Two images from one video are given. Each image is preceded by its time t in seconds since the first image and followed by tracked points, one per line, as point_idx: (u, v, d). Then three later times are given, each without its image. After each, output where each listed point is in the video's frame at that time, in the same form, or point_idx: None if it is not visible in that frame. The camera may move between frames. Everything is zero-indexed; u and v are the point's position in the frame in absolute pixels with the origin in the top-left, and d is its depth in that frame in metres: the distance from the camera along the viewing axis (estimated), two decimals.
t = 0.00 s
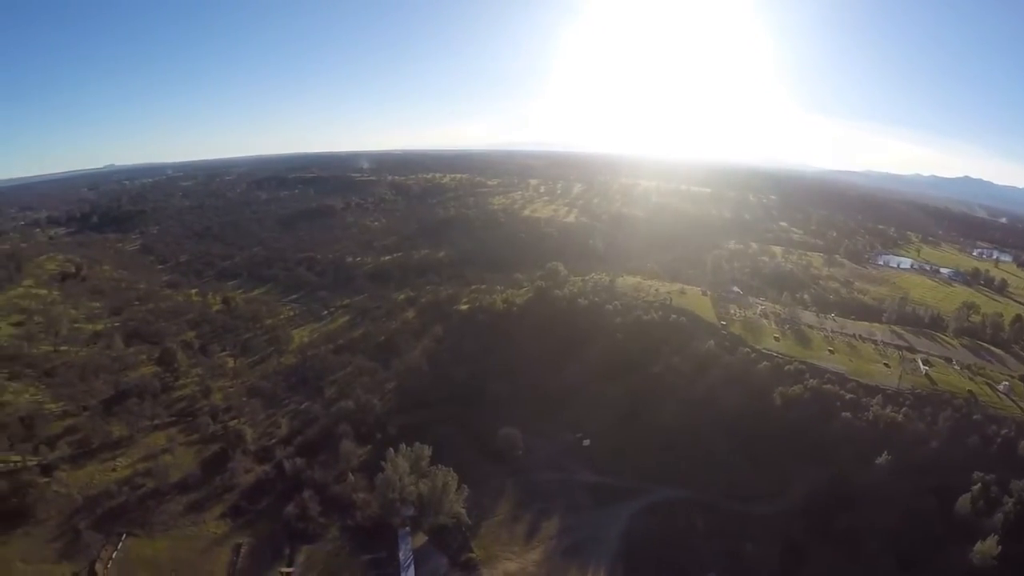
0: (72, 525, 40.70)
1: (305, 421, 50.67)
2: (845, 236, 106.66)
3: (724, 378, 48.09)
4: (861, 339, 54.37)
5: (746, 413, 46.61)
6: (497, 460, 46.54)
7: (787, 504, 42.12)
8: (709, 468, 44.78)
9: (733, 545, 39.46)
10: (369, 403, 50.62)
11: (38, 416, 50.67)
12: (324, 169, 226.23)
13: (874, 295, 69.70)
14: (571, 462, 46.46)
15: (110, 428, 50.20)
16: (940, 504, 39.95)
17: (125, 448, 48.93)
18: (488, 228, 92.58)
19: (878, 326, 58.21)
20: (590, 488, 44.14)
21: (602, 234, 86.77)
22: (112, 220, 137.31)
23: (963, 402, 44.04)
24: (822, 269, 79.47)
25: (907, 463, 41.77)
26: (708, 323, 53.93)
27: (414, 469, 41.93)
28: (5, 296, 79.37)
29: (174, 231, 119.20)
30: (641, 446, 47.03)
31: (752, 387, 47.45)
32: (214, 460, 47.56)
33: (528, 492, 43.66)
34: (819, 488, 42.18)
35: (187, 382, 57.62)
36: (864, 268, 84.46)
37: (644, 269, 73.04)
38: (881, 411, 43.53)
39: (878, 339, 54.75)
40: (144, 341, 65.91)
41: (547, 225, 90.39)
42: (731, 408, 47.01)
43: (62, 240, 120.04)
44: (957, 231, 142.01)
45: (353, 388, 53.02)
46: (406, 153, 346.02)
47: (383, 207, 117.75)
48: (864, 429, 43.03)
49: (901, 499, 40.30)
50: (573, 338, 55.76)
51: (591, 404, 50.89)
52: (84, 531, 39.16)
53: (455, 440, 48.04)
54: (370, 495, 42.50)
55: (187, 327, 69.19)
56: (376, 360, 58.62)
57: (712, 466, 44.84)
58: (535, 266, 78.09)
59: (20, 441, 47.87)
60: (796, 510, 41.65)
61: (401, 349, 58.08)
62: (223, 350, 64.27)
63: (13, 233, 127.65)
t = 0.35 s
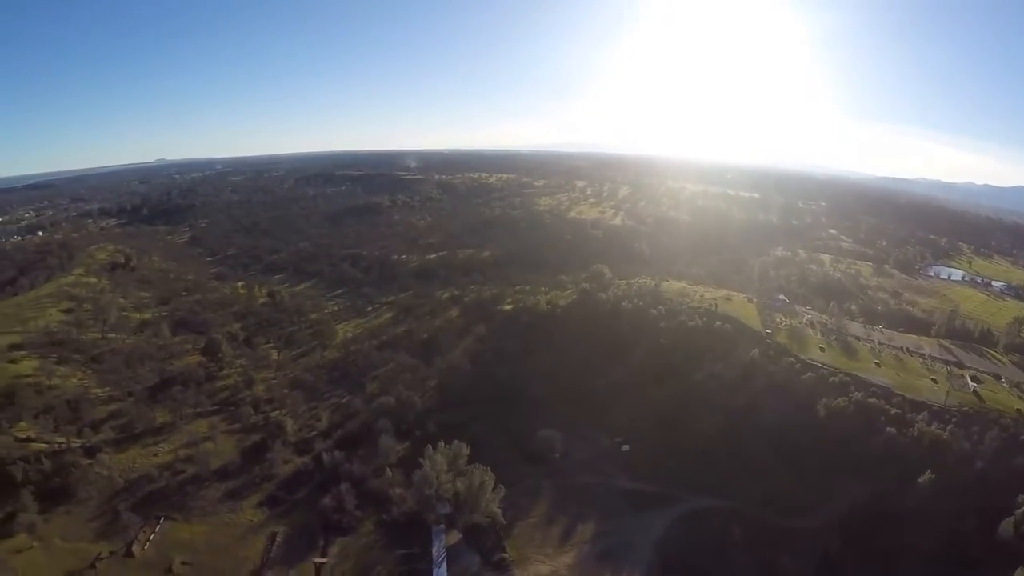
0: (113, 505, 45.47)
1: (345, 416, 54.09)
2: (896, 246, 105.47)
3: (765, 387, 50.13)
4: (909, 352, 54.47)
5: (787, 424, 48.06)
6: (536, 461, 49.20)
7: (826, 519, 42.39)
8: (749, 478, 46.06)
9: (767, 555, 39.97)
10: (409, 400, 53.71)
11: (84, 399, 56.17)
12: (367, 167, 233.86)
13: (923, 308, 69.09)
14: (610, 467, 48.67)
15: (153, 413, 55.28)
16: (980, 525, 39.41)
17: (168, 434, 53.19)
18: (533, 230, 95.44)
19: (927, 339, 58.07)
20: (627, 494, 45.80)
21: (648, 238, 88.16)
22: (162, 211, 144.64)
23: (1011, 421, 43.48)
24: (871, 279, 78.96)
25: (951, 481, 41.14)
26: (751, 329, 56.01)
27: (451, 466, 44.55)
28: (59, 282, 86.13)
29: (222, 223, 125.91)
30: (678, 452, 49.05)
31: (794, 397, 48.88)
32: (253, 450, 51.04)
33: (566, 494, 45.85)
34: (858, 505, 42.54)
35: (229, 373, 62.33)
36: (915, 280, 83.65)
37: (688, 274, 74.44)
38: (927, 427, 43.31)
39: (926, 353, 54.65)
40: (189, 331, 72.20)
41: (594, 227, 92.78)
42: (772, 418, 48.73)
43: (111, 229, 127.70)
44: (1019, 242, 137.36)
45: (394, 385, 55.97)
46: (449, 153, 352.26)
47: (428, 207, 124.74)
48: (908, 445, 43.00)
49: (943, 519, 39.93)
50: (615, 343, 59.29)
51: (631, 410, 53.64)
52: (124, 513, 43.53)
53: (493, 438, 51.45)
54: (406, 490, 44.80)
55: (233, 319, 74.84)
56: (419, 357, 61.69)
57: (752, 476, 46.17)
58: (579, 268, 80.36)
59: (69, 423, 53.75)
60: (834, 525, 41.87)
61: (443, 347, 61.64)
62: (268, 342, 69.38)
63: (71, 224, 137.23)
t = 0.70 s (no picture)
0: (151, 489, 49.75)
1: (385, 411, 57.19)
2: (949, 256, 103.39)
3: (809, 398, 50.91)
4: (956, 369, 54.93)
5: (831, 437, 48.47)
6: (573, 463, 51.46)
7: (867, 535, 43.01)
8: (789, 491, 46.61)
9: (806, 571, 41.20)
10: (448, 398, 56.26)
11: (128, 386, 60.46)
12: (412, 166, 240.69)
13: (975, 322, 67.94)
14: (646, 473, 50.24)
15: (195, 401, 59.62)
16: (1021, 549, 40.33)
17: (209, 423, 57.44)
18: (579, 232, 97.29)
19: (976, 355, 58.14)
20: (658, 501, 47.46)
21: (694, 242, 89.29)
22: (212, 209, 157.80)
23: None
24: (921, 290, 78.04)
25: (995, 502, 41.80)
26: (796, 338, 56.92)
27: (489, 466, 47.02)
28: (106, 273, 93.42)
29: (269, 220, 135.47)
30: (718, 460, 49.88)
31: (838, 409, 49.50)
32: (293, 441, 54.86)
33: (597, 500, 47.86)
34: (900, 522, 43.15)
35: (272, 365, 66.70)
36: (967, 292, 82.34)
37: (738, 280, 75.10)
38: (972, 447, 43.92)
39: (975, 369, 54.93)
40: (234, 323, 77.25)
41: (640, 230, 93.80)
42: (814, 429, 49.40)
43: (161, 224, 136.72)
44: None
45: (434, 384, 58.78)
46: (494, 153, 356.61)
47: (473, 207, 130.05)
48: (952, 464, 43.57)
49: (983, 541, 40.95)
50: (657, 348, 60.81)
51: (669, 415, 54.99)
52: (163, 497, 47.85)
53: (530, 439, 53.74)
54: (442, 488, 47.16)
55: (277, 311, 80.21)
56: (460, 357, 64.74)
57: (792, 488, 46.69)
58: (624, 273, 82.37)
59: (113, 407, 57.78)
60: (875, 542, 42.56)
61: (483, 347, 64.63)
62: (311, 336, 73.96)
63: (128, 219, 148.52)
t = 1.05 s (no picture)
0: (191, 475, 52.03)
1: (425, 409, 60.19)
2: (1001, 268, 102.18)
3: (852, 411, 51.53)
4: (1007, 386, 54.27)
5: (874, 452, 49.05)
6: (616, 469, 54.20)
7: (904, 554, 43.37)
8: (827, 506, 47.93)
9: None
10: (487, 397, 59.55)
11: (172, 374, 62.73)
12: (457, 165, 245.97)
13: None
14: (685, 481, 52.91)
15: (237, 392, 62.01)
16: None
17: (251, 413, 59.90)
18: (624, 238, 101.54)
19: None
20: (698, 509, 49.76)
21: (738, 249, 93.26)
22: (261, 203, 164.81)
23: None
24: (969, 303, 78.07)
25: None
26: (843, 351, 57.56)
27: (526, 467, 49.92)
28: (156, 263, 97.48)
29: (317, 216, 141.91)
30: (758, 473, 52.04)
31: (882, 425, 49.86)
32: (332, 434, 57.78)
33: (634, 506, 50.53)
34: (938, 543, 43.19)
35: (313, 359, 69.85)
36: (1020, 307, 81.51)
37: (782, 290, 78.98)
38: (1019, 469, 43.14)
39: None
40: (278, 316, 81.02)
41: (686, 235, 98.15)
42: (857, 443, 50.07)
43: (211, 218, 143.43)
44: None
45: (475, 381, 63.11)
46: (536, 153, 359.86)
47: (519, 206, 134.51)
48: (995, 486, 43.09)
49: None
50: (701, 357, 62.49)
51: (711, 426, 57.03)
52: (200, 484, 49.80)
53: (574, 442, 57.53)
54: (478, 487, 49.99)
55: (322, 306, 84.40)
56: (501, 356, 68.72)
57: (830, 505, 47.95)
58: (668, 278, 85.91)
59: (157, 394, 59.96)
60: (912, 562, 42.79)
61: (526, 347, 68.07)
62: (355, 331, 77.80)
63: (179, 212, 155.84)
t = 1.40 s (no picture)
0: (226, 464, 53.21)
1: (460, 407, 61.14)
2: None
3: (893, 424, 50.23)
4: None
5: (913, 468, 47.89)
6: (649, 474, 54.20)
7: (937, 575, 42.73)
8: (861, 522, 47.41)
9: None
10: (523, 398, 60.23)
11: (211, 365, 64.47)
12: (496, 165, 248.74)
13: None
14: (717, 489, 52.69)
15: (275, 384, 63.48)
16: None
17: (288, 406, 61.30)
18: (666, 241, 102.00)
19: None
20: (730, 519, 49.43)
21: (780, 255, 92.95)
22: (305, 201, 170.53)
23: None
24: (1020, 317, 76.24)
25: None
26: (885, 363, 56.05)
27: (560, 468, 50.11)
28: (200, 256, 100.58)
29: (358, 214, 145.43)
30: (793, 486, 51.55)
31: (923, 440, 48.53)
32: (367, 430, 58.75)
33: (666, 512, 50.31)
34: (973, 565, 42.28)
35: (351, 355, 71.66)
36: None
37: (825, 298, 78.85)
38: None
39: None
40: (318, 311, 83.85)
41: (728, 240, 98.21)
42: (898, 459, 48.75)
43: (255, 213, 148.32)
44: None
45: (511, 382, 63.90)
46: (574, 154, 361.24)
47: (559, 207, 135.45)
48: None
49: None
50: (740, 363, 62.08)
51: (747, 434, 56.64)
52: (235, 473, 50.90)
53: (609, 445, 57.81)
54: (510, 487, 50.04)
55: (361, 304, 86.65)
56: (538, 358, 69.81)
57: (864, 520, 47.42)
58: (708, 283, 86.38)
59: (196, 383, 61.70)
60: None
61: (563, 349, 69.09)
62: (393, 328, 79.61)
63: (223, 206, 160.77)
